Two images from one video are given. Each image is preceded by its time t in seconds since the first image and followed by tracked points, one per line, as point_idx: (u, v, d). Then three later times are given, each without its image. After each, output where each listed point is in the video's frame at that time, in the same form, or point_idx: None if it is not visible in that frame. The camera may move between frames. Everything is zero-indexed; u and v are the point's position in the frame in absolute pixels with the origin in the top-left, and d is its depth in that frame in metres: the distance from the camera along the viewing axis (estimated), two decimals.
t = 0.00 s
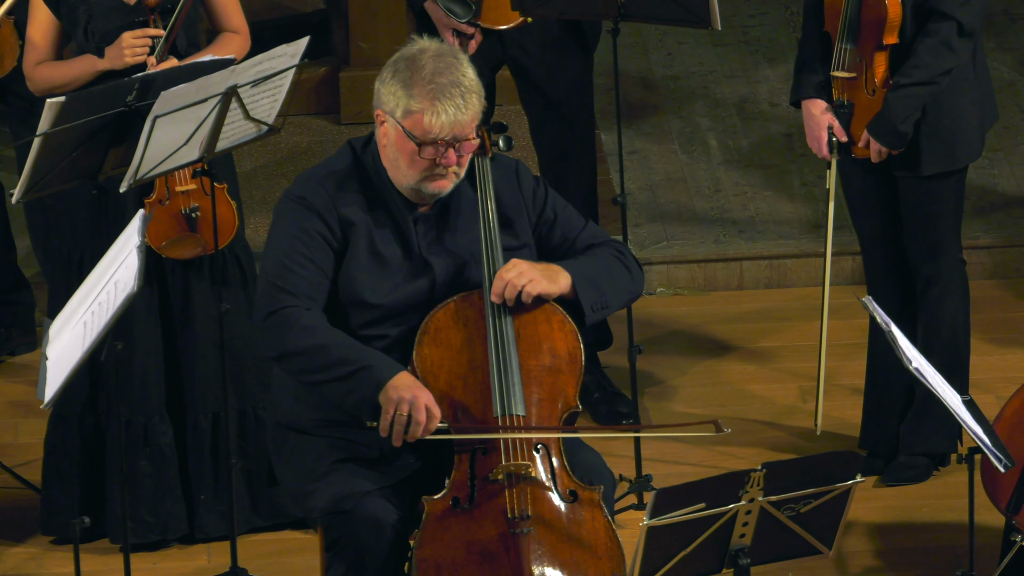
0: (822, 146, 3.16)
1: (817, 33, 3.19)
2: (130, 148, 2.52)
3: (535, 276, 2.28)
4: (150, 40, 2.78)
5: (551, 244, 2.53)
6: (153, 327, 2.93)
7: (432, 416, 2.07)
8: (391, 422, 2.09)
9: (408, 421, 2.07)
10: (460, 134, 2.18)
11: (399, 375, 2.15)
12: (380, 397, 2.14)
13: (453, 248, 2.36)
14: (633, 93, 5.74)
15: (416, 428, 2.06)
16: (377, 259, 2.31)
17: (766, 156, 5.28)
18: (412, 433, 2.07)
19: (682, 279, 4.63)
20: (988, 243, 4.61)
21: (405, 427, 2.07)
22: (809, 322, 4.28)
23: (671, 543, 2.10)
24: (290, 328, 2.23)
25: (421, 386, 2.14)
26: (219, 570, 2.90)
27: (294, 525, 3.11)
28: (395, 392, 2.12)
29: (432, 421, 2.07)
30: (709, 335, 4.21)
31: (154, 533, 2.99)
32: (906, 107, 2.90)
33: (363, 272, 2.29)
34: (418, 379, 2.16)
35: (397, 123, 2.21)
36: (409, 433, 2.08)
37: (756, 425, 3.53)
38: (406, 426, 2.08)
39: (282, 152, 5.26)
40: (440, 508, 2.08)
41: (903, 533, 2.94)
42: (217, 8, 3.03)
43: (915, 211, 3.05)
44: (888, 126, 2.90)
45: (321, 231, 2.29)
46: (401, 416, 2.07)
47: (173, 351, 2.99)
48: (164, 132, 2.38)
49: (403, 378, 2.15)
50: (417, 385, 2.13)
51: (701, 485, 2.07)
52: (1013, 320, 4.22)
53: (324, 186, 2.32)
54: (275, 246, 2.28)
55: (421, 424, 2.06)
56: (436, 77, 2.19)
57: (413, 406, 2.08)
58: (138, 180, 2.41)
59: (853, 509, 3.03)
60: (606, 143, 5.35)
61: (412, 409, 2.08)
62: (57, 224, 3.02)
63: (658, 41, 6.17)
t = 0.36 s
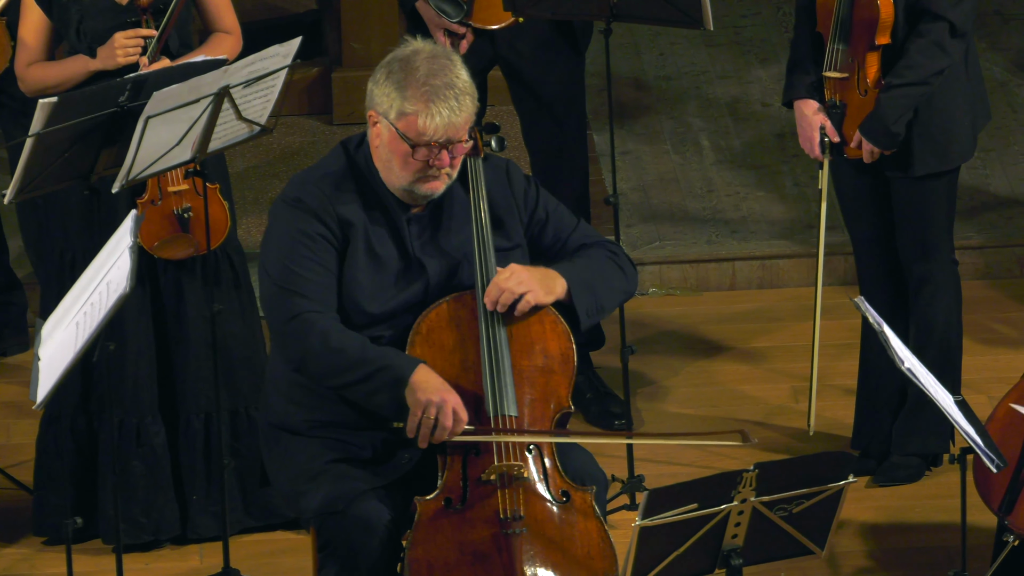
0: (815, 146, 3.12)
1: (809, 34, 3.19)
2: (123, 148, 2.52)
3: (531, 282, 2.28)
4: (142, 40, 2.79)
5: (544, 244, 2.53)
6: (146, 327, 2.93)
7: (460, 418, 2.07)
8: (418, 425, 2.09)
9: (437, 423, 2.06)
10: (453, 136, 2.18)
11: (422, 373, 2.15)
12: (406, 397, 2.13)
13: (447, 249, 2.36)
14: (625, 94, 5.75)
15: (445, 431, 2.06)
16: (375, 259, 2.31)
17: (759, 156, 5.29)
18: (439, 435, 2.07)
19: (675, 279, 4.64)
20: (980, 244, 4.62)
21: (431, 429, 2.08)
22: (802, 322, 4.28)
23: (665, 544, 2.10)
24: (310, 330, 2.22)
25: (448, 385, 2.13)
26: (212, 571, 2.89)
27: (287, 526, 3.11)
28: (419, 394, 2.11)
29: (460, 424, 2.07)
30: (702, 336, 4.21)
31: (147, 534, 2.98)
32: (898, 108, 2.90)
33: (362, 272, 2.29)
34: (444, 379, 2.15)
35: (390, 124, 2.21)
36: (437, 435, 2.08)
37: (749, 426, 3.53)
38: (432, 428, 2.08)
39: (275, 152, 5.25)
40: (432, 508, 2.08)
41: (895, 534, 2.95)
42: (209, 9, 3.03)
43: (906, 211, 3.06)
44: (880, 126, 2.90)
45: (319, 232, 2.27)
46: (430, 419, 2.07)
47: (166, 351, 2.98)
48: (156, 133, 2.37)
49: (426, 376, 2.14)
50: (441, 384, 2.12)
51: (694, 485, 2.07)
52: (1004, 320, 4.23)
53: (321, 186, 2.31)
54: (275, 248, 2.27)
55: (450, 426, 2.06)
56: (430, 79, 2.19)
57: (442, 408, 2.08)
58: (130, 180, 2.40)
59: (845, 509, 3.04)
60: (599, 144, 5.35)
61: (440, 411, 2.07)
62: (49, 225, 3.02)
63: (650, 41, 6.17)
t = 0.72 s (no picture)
0: (807, 143, 3.17)
1: (801, 32, 3.20)
2: (116, 146, 2.51)
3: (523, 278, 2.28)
4: (135, 37, 2.78)
5: (539, 242, 2.53)
6: (138, 325, 2.92)
7: (467, 417, 2.06)
8: (431, 427, 2.06)
9: (444, 424, 2.05)
10: (451, 132, 2.18)
11: (422, 377, 2.14)
12: (409, 399, 2.12)
13: (443, 249, 2.36)
14: (618, 91, 5.75)
15: (451, 430, 2.05)
16: (371, 258, 2.31)
17: (751, 153, 5.30)
18: (452, 434, 2.06)
19: (668, 276, 4.64)
20: (972, 241, 4.63)
21: (447, 428, 2.05)
22: (794, 319, 4.29)
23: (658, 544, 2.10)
24: (304, 332, 2.22)
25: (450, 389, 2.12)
26: (205, 569, 2.89)
27: (280, 523, 3.10)
28: (425, 397, 2.09)
29: (468, 423, 2.06)
30: (695, 333, 4.22)
31: (139, 532, 2.98)
32: (892, 106, 2.90)
33: (358, 271, 2.29)
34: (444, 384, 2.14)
35: (387, 122, 2.20)
36: (444, 435, 2.06)
37: (742, 423, 3.54)
38: (446, 427, 2.06)
39: (267, 150, 5.24)
40: (427, 505, 2.08)
41: (888, 531, 2.96)
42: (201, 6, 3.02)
43: (899, 208, 3.06)
44: (873, 124, 2.91)
45: (312, 231, 2.27)
46: (438, 419, 2.05)
47: (158, 349, 2.98)
48: (149, 130, 2.37)
49: (427, 380, 2.14)
50: (442, 386, 2.12)
51: (686, 482, 2.08)
52: (996, 317, 4.24)
53: (317, 185, 2.31)
54: (271, 248, 2.27)
55: (457, 424, 2.05)
56: (427, 75, 2.19)
57: (447, 408, 2.07)
58: (124, 177, 2.40)
59: (837, 506, 3.05)
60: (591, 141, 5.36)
61: (446, 412, 2.06)
62: (41, 223, 3.01)
63: (643, 39, 6.17)
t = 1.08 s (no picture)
0: (803, 136, 3.13)
1: (796, 25, 3.20)
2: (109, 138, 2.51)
3: (520, 275, 2.28)
4: (129, 30, 2.78)
5: (537, 236, 2.53)
6: (132, 317, 2.92)
7: (413, 419, 2.05)
8: (377, 428, 2.05)
9: (390, 426, 2.04)
10: (450, 125, 2.18)
11: (378, 382, 2.14)
12: (360, 403, 2.12)
13: (437, 244, 2.36)
14: (612, 84, 5.75)
15: (397, 432, 2.04)
16: (361, 253, 2.31)
17: (745, 146, 5.30)
18: (398, 438, 2.05)
19: (662, 269, 4.65)
20: (965, 233, 4.64)
21: (392, 432, 2.04)
22: (788, 312, 4.30)
23: (655, 537, 2.11)
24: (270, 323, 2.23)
25: (405, 394, 2.11)
26: (199, 561, 2.89)
27: (275, 515, 3.11)
28: (377, 399, 2.09)
29: (414, 425, 2.04)
30: (689, 325, 4.22)
31: (133, 524, 2.98)
32: (886, 99, 2.91)
33: (347, 266, 2.29)
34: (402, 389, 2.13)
35: (385, 116, 2.20)
36: (391, 437, 2.05)
37: (736, 416, 3.55)
38: (392, 431, 2.05)
39: (260, 142, 5.23)
40: (422, 498, 2.08)
41: (882, 523, 2.97)
42: None
43: (893, 201, 3.07)
44: (868, 117, 2.91)
45: (299, 224, 2.28)
46: (384, 421, 2.05)
47: (152, 342, 2.97)
48: (143, 123, 2.37)
49: (383, 385, 2.13)
50: (396, 390, 2.11)
51: (680, 475, 2.08)
52: (989, 310, 4.26)
53: (306, 181, 2.32)
54: (259, 239, 2.28)
55: (403, 428, 2.04)
56: (425, 69, 2.19)
57: (396, 411, 2.06)
58: (118, 169, 2.38)
59: (831, 498, 3.06)
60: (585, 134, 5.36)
61: (393, 414, 2.05)
62: (35, 215, 3.00)
63: (637, 32, 6.17)
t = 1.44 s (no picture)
0: (804, 127, 3.13)
1: (797, 16, 3.19)
2: (109, 130, 2.51)
3: (520, 279, 2.27)
4: (129, 21, 2.77)
5: (540, 232, 2.52)
6: (132, 308, 2.92)
7: (355, 423, 2.03)
8: (319, 432, 2.03)
9: (331, 430, 2.02)
10: (452, 123, 2.18)
11: (322, 385, 2.12)
12: (303, 406, 2.10)
13: (439, 237, 2.36)
14: (613, 75, 5.74)
15: (338, 436, 2.02)
16: (359, 245, 2.31)
17: (746, 138, 5.29)
18: (339, 442, 2.03)
19: (662, 261, 4.64)
20: (966, 225, 4.64)
21: (335, 435, 2.02)
22: (788, 303, 4.30)
23: (656, 527, 2.11)
24: (238, 310, 2.21)
25: (349, 398, 2.10)
26: (200, 553, 2.89)
27: (276, 507, 3.11)
28: (320, 402, 2.07)
29: (356, 429, 2.02)
30: (689, 317, 4.22)
31: (134, 516, 2.98)
32: (887, 90, 2.90)
33: (345, 259, 2.30)
34: (346, 394, 2.11)
35: (387, 116, 2.20)
36: (333, 442, 2.03)
37: (736, 407, 3.55)
38: (333, 435, 2.03)
39: (260, 133, 5.22)
40: (423, 490, 2.08)
41: (882, 515, 2.97)
42: None
43: (894, 193, 3.06)
44: (868, 108, 2.91)
45: (296, 216, 2.28)
46: (326, 424, 2.03)
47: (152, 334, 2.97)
48: (144, 114, 2.37)
49: (327, 389, 2.12)
50: (341, 395, 2.10)
51: (680, 467, 2.08)
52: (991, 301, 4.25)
53: (305, 173, 2.31)
54: (250, 229, 2.27)
55: (344, 432, 2.02)
56: (426, 68, 2.18)
57: (338, 414, 2.04)
58: (119, 161, 2.39)
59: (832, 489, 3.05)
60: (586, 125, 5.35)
61: (336, 417, 2.03)
62: (35, 206, 3.00)
63: (637, 23, 6.15)
